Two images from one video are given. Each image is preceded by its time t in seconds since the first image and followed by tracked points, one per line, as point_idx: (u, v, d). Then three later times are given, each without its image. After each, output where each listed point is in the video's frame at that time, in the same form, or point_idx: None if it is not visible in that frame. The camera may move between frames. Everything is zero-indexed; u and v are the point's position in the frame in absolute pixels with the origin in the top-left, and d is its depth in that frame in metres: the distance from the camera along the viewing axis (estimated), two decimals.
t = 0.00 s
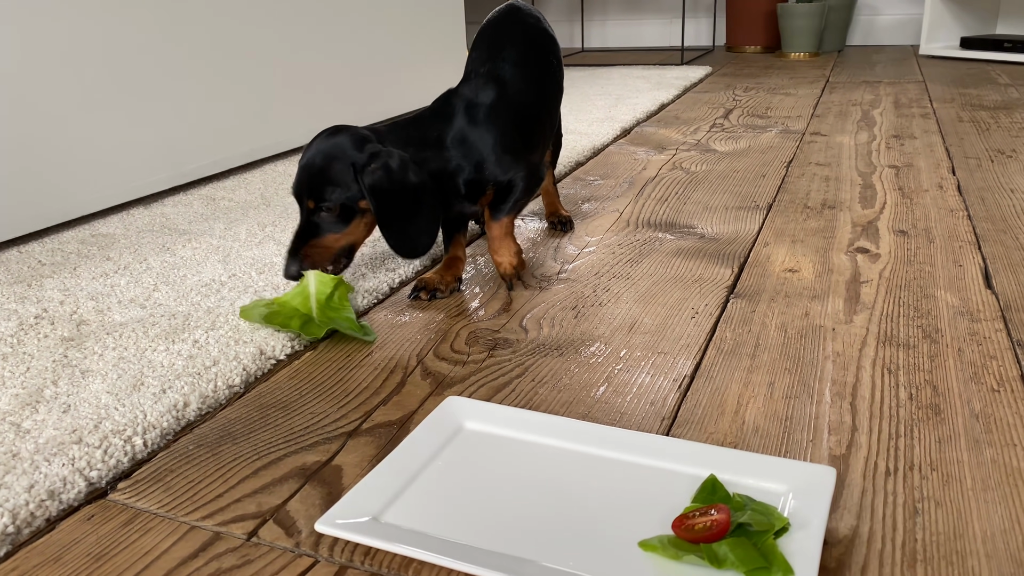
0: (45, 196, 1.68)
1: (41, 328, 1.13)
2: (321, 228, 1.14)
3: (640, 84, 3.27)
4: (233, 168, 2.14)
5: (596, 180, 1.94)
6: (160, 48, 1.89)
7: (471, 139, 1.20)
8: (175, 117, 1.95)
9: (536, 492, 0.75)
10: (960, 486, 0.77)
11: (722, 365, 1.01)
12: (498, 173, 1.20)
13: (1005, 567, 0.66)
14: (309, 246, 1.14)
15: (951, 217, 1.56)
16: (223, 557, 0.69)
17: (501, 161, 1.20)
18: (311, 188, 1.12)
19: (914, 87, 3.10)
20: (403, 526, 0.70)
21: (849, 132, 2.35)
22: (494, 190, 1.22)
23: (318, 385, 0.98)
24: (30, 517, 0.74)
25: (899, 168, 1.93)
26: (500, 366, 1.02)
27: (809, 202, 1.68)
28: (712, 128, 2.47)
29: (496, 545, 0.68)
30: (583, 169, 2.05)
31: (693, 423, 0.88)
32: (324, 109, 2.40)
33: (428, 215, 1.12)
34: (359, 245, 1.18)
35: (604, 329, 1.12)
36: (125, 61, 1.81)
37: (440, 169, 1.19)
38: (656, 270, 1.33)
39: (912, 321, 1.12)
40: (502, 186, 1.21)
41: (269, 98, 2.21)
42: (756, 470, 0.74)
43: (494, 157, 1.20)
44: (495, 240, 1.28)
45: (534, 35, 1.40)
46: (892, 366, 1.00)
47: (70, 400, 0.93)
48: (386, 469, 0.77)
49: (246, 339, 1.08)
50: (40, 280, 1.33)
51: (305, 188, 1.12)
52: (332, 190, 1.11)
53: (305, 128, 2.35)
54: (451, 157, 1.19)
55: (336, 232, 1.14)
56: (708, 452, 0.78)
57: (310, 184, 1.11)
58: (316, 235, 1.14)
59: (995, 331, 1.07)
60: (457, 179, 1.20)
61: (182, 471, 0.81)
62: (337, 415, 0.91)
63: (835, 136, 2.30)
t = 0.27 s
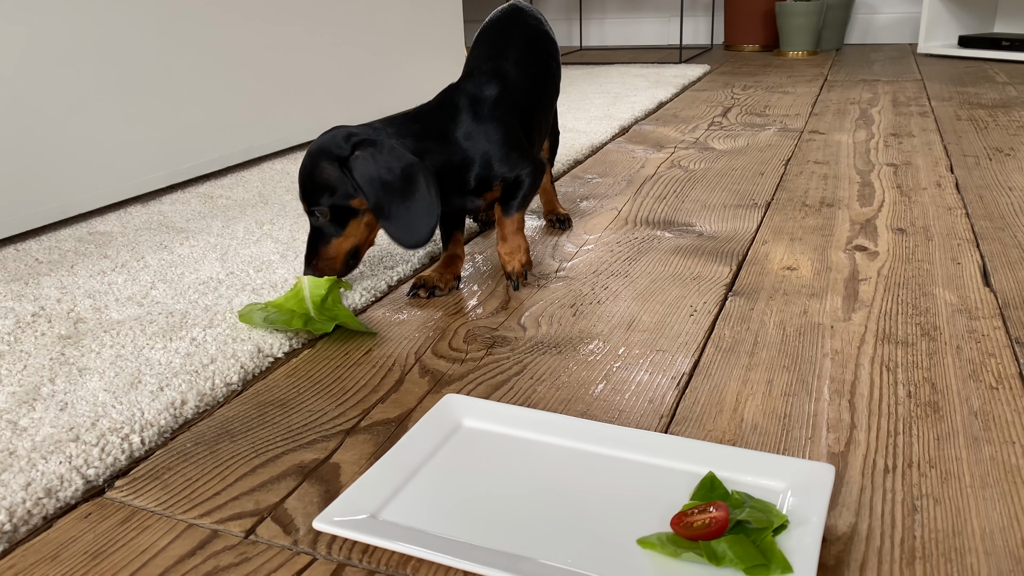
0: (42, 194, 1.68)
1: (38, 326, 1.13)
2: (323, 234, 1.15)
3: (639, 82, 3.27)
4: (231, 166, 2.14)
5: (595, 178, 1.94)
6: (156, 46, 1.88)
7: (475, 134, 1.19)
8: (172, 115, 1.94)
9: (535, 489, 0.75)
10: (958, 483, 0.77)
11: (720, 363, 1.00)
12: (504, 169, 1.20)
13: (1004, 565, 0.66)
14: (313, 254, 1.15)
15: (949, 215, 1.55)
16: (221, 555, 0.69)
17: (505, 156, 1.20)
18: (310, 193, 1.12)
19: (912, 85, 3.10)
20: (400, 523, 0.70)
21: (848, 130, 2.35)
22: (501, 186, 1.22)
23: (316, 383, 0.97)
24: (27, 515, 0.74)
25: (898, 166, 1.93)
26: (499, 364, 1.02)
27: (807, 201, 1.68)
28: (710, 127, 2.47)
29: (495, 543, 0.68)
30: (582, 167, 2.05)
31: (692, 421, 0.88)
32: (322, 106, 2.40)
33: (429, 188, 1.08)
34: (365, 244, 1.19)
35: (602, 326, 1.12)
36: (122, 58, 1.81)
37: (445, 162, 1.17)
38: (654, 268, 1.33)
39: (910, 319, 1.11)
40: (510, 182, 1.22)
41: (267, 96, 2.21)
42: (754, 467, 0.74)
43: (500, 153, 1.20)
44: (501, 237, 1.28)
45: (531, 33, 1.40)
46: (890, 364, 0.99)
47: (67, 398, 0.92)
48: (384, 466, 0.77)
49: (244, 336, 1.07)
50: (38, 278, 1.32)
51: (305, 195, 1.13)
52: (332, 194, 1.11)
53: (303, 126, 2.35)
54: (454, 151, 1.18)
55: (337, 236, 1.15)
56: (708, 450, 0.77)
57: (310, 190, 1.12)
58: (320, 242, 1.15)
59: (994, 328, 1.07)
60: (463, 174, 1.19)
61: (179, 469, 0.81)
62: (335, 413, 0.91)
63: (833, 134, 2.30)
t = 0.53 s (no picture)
0: (39, 191, 1.68)
1: (36, 322, 1.12)
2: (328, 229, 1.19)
3: (637, 80, 3.27)
4: (229, 163, 2.14)
5: (593, 176, 1.93)
6: (154, 43, 1.88)
7: (471, 132, 1.20)
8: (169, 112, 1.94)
9: (534, 484, 0.75)
10: (956, 478, 0.77)
11: (718, 359, 1.00)
12: (500, 165, 1.20)
13: (1001, 559, 0.66)
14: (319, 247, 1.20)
15: (947, 212, 1.56)
16: (218, 550, 0.69)
17: (501, 153, 1.20)
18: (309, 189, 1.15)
19: (911, 83, 3.10)
20: (398, 518, 0.70)
21: (846, 127, 2.35)
22: (497, 183, 1.22)
23: (314, 379, 0.97)
24: (24, 510, 0.74)
25: (896, 164, 1.93)
26: (497, 360, 1.02)
27: (805, 198, 1.68)
28: (709, 124, 2.47)
29: (494, 538, 0.68)
30: (580, 164, 2.05)
31: (690, 416, 0.88)
32: (320, 104, 2.40)
33: (419, 198, 1.11)
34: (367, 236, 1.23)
35: (600, 322, 1.12)
36: (120, 55, 1.81)
37: (440, 159, 1.17)
38: (652, 265, 1.33)
39: (908, 315, 1.11)
40: (506, 179, 1.21)
41: (265, 93, 2.21)
42: (752, 462, 0.74)
43: (496, 150, 1.19)
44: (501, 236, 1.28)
45: (538, 32, 1.39)
46: (888, 359, 1.00)
47: (65, 394, 0.92)
48: (382, 461, 0.77)
49: (242, 333, 1.07)
50: (35, 275, 1.32)
51: (305, 190, 1.16)
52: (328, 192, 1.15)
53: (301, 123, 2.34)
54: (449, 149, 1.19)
55: (341, 230, 1.19)
56: (706, 445, 0.77)
57: (309, 186, 1.15)
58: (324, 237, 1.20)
59: (992, 324, 1.07)
60: (458, 172, 1.19)
61: (177, 465, 0.81)
62: (333, 409, 0.91)
63: (831, 132, 2.30)
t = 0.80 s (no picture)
0: (38, 189, 1.67)
1: (35, 321, 1.12)
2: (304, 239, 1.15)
3: (636, 79, 3.27)
4: (227, 162, 2.14)
5: (592, 175, 1.94)
6: (152, 42, 1.88)
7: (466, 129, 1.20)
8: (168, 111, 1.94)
9: (533, 482, 0.75)
10: (953, 476, 0.77)
11: (717, 358, 1.01)
12: (496, 162, 1.20)
13: (998, 557, 0.67)
14: (292, 256, 1.15)
15: (945, 211, 1.56)
16: (218, 549, 0.69)
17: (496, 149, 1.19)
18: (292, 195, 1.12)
19: (909, 82, 3.10)
20: (397, 517, 0.70)
21: (844, 126, 2.35)
22: (492, 180, 1.22)
23: (313, 378, 0.97)
24: (24, 509, 0.74)
25: (894, 163, 1.93)
26: (496, 359, 1.02)
27: (804, 197, 1.68)
28: (707, 123, 2.47)
29: (493, 537, 0.68)
30: (579, 163, 2.05)
31: (689, 415, 0.89)
32: (318, 103, 2.40)
33: (413, 207, 1.12)
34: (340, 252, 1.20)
35: (599, 322, 1.12)
36: (119, 55, 1.81)
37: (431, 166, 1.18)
38: (651, 264, 1.33)
39: (906, 314, 1.12)
40: (502, 175, 1.21)
41: (264, 92, 2.21)
42: (750, 461, 0.74)
43: (491, 146, 1.19)
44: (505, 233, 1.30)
45: (537, 32, 1.39)
46: (886, 358, 1.00)
47: (64, 393, 0.92)
48: (382, 460, 0.77)
49: (241, 332, 1.07)
50: (34, 274, 1.32)
51: (287, 195, 1.13)
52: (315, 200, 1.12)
53: (300, 122, 2.35)
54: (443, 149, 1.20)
55: (319, 241, 1.15)
56: (705, 444, 0.78)
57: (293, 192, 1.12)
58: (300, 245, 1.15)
59: (989, 323, 1.08)
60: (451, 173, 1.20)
61: (177, 464, 0.81)
62: (332, 408, 0.91)
63: (830, 131, 2.31)
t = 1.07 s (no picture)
0: (36, 188, 1.67)
1: (34, 319, 1.12)
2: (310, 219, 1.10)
3: (635, 78, 3.27)
4: (226, 160, 2.14)
5: (591, 173, 1.94)
6: (150, 40, 1.88)
7: (462, 130, 1.20)
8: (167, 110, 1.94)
9: (531, 480, 0.75)
10: (951, 474, 0.77)
11: (715, 356, 1.01)
12: (491, 164, 1.20)
13: (995, 555, 0.67)
14: (298, 236, 1.10)
15: (944, 209, 1.56)
16: (217, 546, 0.69)
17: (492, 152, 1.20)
18: (296, 175, 1.09)
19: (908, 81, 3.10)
20: (395, 514, 0.70)
21: (843, 125, 2.35)
22: (487, 183, 1.22)
23: (311, 376, 0.98)
24: (22, 507, 0.74)
25: (893, 161, 1.93)
26: (494, 357, 1.02)
27: (803, 195, 1.68)
28: (706, 122, 2.47)
29: (491, 534, 0.68)
30: (578, 162, 2.05)
31: (687, 413, 0.89)
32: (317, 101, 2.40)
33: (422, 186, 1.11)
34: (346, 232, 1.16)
35: (598, 320, 1.13)
36: (117, 53, 1.81)
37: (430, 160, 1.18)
38: (649, 262, 1.33)
39: (904, 312, 1.12)
40: (496, 177, 1.21)
41: (262, 90, 2.21)
42: (748, 459, 0.75)
43: (487, 148, 1.20)
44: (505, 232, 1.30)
45: (534, 32, 1.39)
46: (884, 356, 1.00)
47: (63, 391, 0.92)
48: (380, 458, 0.77)
49: (240, 330, 1.08)
50: (33, 272, 1.32)
51: (290, 176, 1.09)
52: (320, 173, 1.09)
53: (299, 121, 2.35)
54: (440, 145, 1.19)
55: (325, 220, 1.11)
56: (703, 441, 0.78)
57: (296, 172, 1.09)
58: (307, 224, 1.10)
59: (987, 321, 1.08)
60: (448, 172, 1.19)
61: (175, 461, 0.81)
62: (331, 406, 0.91)
63: (829, 130, 2.31)
